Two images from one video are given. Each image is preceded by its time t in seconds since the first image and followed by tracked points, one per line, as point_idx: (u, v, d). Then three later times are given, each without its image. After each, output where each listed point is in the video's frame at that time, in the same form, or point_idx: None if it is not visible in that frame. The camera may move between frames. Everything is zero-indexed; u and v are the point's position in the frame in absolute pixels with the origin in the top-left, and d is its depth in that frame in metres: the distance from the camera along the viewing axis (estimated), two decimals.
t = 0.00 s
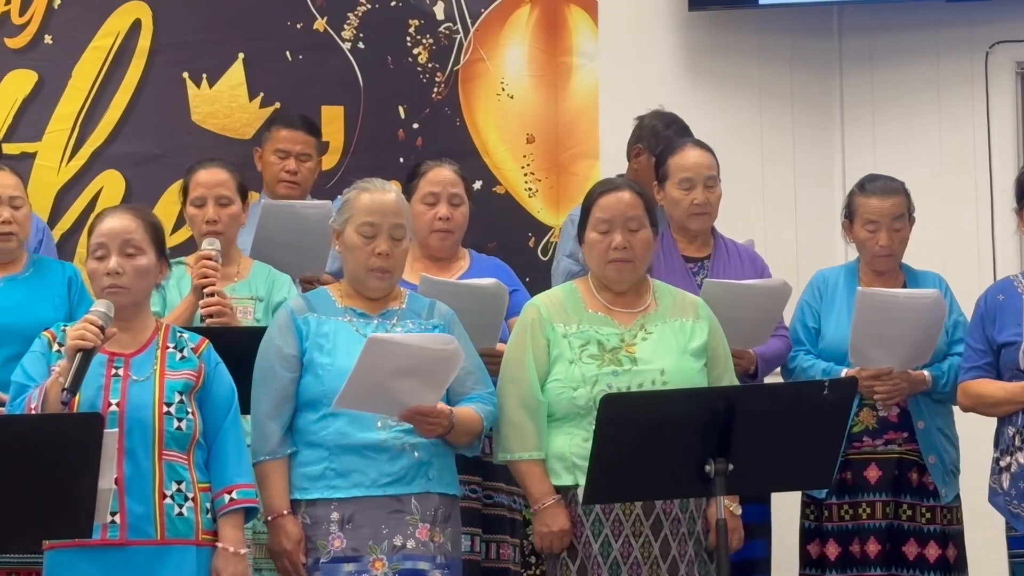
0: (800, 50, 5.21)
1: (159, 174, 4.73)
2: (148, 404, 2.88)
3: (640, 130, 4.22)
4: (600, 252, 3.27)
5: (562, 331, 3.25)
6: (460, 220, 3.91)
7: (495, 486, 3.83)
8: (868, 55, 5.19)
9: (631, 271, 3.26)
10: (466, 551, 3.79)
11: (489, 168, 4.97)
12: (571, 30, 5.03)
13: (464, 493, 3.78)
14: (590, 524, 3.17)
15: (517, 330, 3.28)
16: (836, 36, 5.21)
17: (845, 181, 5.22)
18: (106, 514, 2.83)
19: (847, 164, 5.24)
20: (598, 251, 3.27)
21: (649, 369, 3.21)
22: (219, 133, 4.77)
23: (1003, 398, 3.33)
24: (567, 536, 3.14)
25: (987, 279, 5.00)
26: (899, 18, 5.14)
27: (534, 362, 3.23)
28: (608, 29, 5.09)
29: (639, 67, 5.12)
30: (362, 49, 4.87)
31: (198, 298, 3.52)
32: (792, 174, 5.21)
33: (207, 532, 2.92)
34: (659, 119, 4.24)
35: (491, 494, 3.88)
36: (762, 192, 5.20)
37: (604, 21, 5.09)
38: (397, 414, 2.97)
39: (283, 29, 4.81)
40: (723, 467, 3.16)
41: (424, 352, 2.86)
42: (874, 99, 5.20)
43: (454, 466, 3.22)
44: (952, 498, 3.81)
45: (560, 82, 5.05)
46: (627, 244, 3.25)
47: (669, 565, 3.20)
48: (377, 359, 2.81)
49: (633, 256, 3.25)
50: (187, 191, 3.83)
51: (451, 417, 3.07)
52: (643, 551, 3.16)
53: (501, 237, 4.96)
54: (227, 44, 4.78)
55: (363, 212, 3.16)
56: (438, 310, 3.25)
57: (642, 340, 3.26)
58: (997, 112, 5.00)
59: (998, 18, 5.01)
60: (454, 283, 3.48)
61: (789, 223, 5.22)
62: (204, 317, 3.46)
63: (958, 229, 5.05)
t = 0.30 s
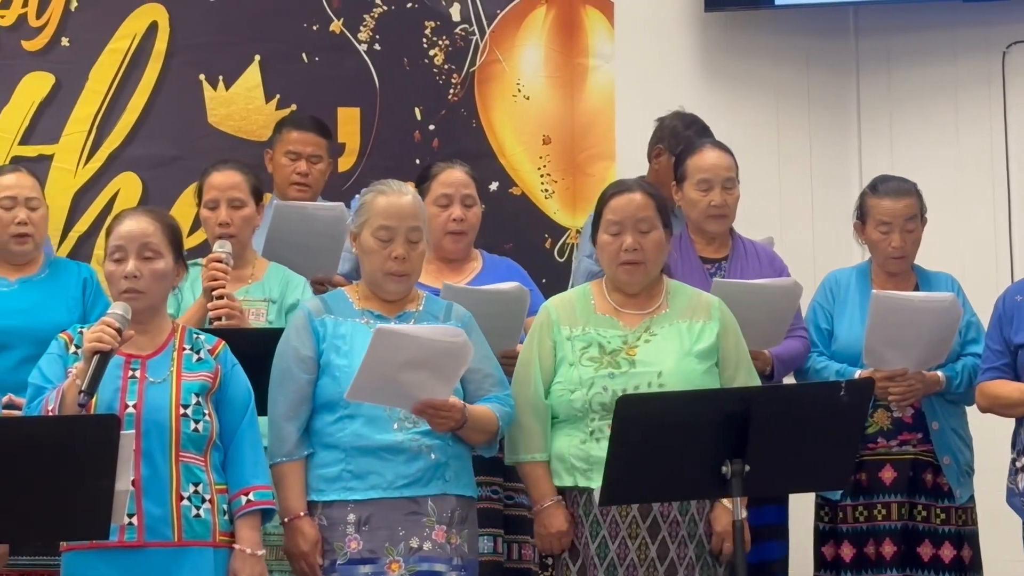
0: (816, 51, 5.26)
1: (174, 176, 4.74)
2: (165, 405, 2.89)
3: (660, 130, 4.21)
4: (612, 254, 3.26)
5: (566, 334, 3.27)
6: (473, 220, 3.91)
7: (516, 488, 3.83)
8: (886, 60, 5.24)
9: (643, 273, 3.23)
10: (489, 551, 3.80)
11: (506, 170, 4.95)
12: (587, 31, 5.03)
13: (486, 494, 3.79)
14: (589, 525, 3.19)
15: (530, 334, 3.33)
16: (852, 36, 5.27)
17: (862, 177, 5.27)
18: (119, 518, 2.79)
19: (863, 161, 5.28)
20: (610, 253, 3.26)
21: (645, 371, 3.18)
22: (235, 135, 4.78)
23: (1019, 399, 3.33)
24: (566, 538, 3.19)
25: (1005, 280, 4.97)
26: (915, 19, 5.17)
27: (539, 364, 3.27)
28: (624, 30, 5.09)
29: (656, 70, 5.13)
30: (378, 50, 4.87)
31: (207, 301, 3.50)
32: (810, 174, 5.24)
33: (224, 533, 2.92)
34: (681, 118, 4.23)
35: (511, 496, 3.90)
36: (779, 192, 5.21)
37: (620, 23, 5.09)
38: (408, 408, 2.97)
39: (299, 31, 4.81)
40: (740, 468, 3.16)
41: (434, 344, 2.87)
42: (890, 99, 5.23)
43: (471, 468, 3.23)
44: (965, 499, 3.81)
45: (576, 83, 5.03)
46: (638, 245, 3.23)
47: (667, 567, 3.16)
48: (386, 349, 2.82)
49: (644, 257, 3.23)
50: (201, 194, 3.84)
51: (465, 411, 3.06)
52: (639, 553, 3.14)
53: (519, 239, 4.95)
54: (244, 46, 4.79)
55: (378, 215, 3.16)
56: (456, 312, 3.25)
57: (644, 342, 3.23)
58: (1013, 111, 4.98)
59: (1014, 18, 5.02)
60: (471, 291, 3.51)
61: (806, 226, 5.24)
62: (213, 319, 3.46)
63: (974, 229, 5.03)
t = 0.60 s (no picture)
0: (836, 49, 5.21)
1: (195, 177, 4.75)
2: (184, 406, 2.89)
3: (690, 130, 4.23)
4: (632, 253, 3.24)
5: (583, 333, 3.27)
6: (489, 219, 3.89)
7: (536, 487, 3.82)
8: (909, 59, 5.19)
9: (663, 272, 3.22)
10: (509, 550, 3.83)
11: (526, 169, 4.94)
12: (607, 30, 5.00)
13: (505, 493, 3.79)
14: (604, 524, 3.19)
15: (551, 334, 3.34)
16: (874, 34, 5.22)
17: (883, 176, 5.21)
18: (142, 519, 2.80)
19: (885, 161, 5.24)
20: (631, 252, 3.24)
21: (657, 370, 3.16)
22: (257, 135, 4.78)
23: None
24: (580, 536, 3.18)
25: None
26: (937, 16, 5.13)
27: (557, 363, 3.28)
28: (644, 29, 5.06)
29: (681, 71, 5.10)
30: (399, 50, 4.87)
31: (227, 302, 3.49)
32: (831, 179, 5.21)
33: (244, 534, 2.92)
34: (710, 118, 4.25)
35: (533, 494, 3.89)
36: (800, 191, 5.20)
37: (641, 22, 5.06)
38: (419, 408, 2.98)
39: (320, 31, 4.82)
40: (762, 467, 3.15)
41: (439, 344, 2.89)
42: (912, 99, 5.19)
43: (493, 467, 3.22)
44: (988, 498, 3.80)
45: (597, 82, 4.99)
46: (658, 245, 3.21)
47: (680, 567, 3.14)
48: (389, 348, 2.85)
49: (665, 257, 3.21)
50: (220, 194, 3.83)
51: (478, 409, 3.06)
52: (653, 553, 3.13)
53: (539, 238, 4.95)
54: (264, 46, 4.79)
55: (398, 216, 3.16)
56: (479, 312, 3.25)
57: (658, 341, 3.21)
58: None
59: None
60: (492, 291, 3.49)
61: (828, 226, 5.22)
62: (233, 320, 3.45)
63: (996, 229, 5.02)
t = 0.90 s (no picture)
0: (859, 48, 5.18)
1: (218, 177, 4.76)
2: (202, 408, 2.89)
3: (722, 130, 4.31)
4: (658, 250, 3.24)
5: (609, 333, 3.27)
6: (505, 218, 3.87)
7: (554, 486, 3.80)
8: (931, 52, 5.15)
9: (688, 271, 3.22)
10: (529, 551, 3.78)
11: (548, 169, 4.93)
12: (629, 29, 5.00)
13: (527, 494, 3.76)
14: (633, 523, 3.20)
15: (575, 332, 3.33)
16: (896, 33, 5.17)
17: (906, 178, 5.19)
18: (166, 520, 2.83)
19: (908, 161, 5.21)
20: (657, 249, 3.25)
21: (688, 369, 3.17)
22: (279, 136, 4.79)
23: None
24: (609, 536, 3.15)
25: None
26: (963, 14, 5.08)
27: (583, 362, 3.27)
28: (666, 29, 5.06)
29: (702, 78, 5.10)
30: (421, 51, 4.87)
31: (253, 302, 3.49)
32: (854, 177, 5.19)
33: (261, 535, 2.91)
34: (743, 118, 4.31)
35: (551, 494, 3.89)
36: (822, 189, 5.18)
37: (664, 21, 5.06)
38: (439, 405, 2.98)
39: (342, 32, 4.82)
40: (785, 467, 3.15)
41: (456, 341, 2.89)
42: (936, 99, 5.15)
43: (516, 467, 3.21)
44: (1015, 497, 3.80)
45: (619, 82, 5.00)
46: (685, 242, 3.22)
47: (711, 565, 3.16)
48: (406, 345, 2.87)
49: (691, 255, 3.22)
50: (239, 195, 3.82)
51: (497, 407, 3.05)
52: (683, 552, 3.14)
53: (561, 237, 4.93)
54: (287, 46, 4.80)
55: (421, 216, 3.18)
56: (503, 312, 3.26)
57: (687, 341, 3.22)
58: None
59: None
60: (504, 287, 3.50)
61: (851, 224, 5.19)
62: (260, 321, 3.45)
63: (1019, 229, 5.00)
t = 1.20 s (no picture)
0: (887, 46, 5.11)
1: (246, 177, 4.76)
2: (222, 407, 2.89)
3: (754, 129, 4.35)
4: (694, 246, 3.27)
5: (649, 329, 3.26)
6: (535, 217, 3.85)
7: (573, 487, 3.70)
8: (959, 49, 5.09)
9: (724, 267, 3.25)
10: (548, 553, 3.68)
11: (576, 168, 4.90)
12: (657, 29, 4.94)
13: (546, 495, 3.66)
14: (674, 524, 3.18)
15: (607, 327, 3.30)
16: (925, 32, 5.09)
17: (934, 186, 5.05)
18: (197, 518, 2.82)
19: (936, 168, 5.12)
20: (693, 245, 3.27)
21: (736, 366, 3.21)
22: (307, 136, 4.80)
23: None
24: (648, 534, 3.15)
25: None
26: (991, 13, 5.04)
27: (621, 358, 3.25)
28: (695, 28, 5.00)
29: (731, 76, 5.02)
30: (448, 51, 4.87)
31: (286, 302, 3.50)
32: (882, 174, 5.10)
33: (282, 535, 2.89)
34: (776, 116, 4.37)
35: (571, 495, 3.77)
36: (850, 190, 5.10)
37: (691, 20, 5.00)
38: (469, 401, 2.98)
39: (369, 32, 4.83)
40: (813, 466, 3.14)
41: (487, 337, 2.90)
42: (964, 95, 5.09)
43: (546, 467, 3.21)
44: None
45: (647, 82, 4.94)
46: (721, 239, 3.25)
47: (755, 564, 3.19)
48: (438, 339, 2.87)
49: (726, 251, 3.25)
50: (266, 195, 3.82)
51: (527, 405, 3.06)
52: (728, 551, 3.16)
53: (589, 237, 4.90)
54: (315, 47, 4.81)
55: (450, 216, 3.18)
56: (532, 310, 3.26)
57: (729, 338, 3.26)
58: None
59: None
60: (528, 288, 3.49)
61: (880, 225, 5.11)
62: (294, 320, 3.45)
63: None
